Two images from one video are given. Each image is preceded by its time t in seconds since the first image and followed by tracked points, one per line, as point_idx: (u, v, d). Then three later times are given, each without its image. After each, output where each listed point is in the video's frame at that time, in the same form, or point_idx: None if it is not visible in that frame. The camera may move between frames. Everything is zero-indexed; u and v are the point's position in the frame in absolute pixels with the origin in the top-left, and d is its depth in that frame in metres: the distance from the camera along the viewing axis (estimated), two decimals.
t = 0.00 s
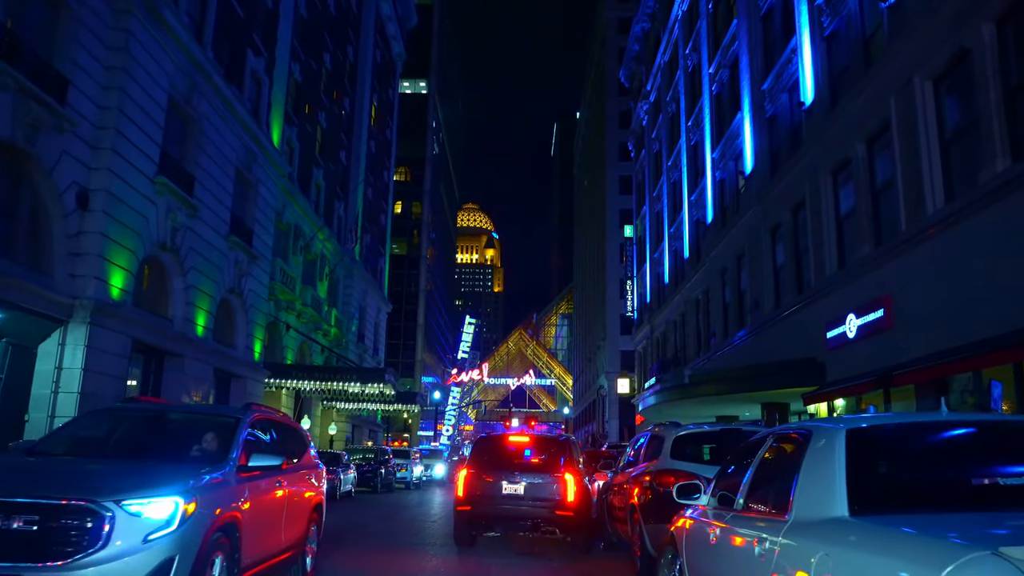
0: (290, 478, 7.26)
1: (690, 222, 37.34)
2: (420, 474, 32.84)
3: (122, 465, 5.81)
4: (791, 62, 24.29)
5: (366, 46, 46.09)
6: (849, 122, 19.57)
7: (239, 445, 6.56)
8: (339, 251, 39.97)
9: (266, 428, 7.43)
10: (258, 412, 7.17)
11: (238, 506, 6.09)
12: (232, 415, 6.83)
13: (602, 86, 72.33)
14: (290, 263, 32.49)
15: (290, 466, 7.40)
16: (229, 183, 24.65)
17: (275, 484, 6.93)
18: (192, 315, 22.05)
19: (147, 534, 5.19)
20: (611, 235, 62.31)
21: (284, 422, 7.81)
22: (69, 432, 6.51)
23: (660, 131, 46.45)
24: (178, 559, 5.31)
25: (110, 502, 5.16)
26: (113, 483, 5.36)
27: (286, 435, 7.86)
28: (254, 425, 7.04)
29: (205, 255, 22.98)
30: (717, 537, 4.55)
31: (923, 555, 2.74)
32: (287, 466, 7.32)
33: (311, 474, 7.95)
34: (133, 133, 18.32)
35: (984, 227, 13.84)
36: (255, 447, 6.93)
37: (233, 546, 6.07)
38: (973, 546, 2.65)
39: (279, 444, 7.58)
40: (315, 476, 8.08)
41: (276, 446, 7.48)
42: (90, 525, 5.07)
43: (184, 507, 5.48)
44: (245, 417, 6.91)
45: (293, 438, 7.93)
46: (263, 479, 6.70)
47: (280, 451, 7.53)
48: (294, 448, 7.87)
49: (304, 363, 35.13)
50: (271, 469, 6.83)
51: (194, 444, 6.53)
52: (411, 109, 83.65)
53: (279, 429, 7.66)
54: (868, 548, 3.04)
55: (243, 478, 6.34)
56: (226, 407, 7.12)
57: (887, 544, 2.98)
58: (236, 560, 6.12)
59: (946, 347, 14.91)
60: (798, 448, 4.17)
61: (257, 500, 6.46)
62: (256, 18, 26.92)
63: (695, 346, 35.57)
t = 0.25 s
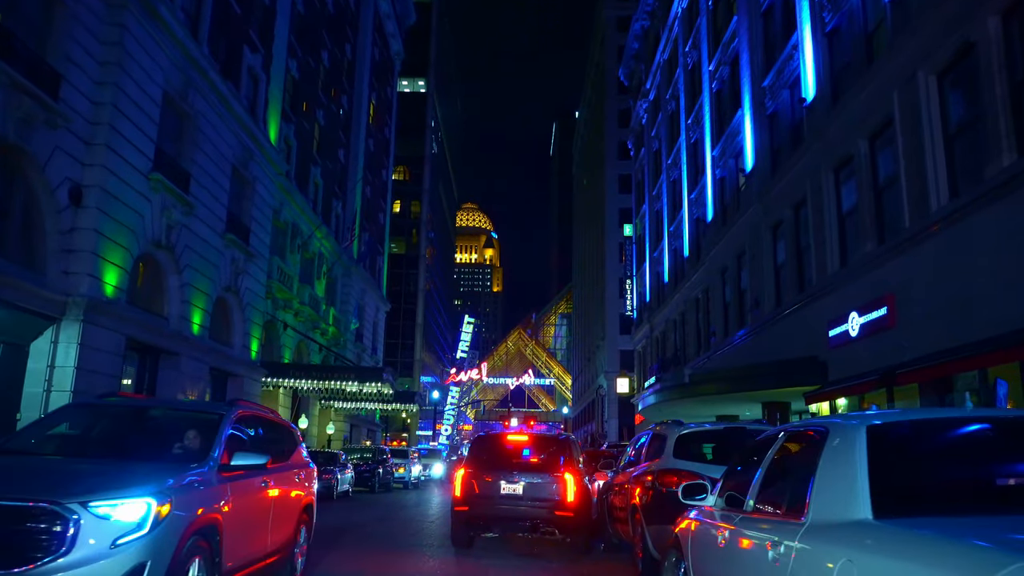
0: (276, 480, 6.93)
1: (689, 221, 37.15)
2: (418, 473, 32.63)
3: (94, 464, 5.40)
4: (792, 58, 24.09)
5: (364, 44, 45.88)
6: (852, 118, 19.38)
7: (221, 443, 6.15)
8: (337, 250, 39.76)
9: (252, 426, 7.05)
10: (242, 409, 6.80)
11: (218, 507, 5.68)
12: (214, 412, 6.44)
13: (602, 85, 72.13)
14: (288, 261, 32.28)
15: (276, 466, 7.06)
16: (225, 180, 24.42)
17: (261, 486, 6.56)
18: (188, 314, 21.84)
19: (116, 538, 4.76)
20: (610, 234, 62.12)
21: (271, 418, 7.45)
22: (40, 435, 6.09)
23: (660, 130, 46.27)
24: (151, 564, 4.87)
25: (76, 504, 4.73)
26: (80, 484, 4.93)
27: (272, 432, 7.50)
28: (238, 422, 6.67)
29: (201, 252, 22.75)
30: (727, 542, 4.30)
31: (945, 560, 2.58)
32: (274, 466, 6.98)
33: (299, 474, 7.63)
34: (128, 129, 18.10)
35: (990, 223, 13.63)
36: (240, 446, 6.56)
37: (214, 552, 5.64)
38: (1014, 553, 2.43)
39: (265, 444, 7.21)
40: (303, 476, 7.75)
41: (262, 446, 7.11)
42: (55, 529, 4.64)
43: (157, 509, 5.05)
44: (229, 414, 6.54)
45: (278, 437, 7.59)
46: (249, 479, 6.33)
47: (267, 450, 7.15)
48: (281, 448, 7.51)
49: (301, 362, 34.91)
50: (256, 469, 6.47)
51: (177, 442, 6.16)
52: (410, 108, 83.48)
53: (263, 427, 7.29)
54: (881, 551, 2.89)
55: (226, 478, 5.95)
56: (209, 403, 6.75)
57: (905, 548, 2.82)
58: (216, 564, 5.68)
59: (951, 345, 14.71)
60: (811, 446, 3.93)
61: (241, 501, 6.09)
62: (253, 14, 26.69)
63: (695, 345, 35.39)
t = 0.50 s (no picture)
0: (265, 479, 6.70)
1: (690, 219, 36.93)
2: (417, 473, 32.42)
3: (69, 464, 5.15)
4: (795, 54, 23.87)
5: (363, 42, 45.64)
6: (855, 114, 19.16)
7: (205, 442, 5.90)
8: (335, 248, 39.54)
9: (240, 423, 6.77)
10: (227, 406, 6.51)
11: (200, 511, 5.43)
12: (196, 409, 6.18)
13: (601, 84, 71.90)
14: (285, 260, 32.06)
15: (265, 465, 6.83)
16: (222, 177, 24.19)
17: (248, 486, 6.31)
18: (184, 312, 21.63)
19: (83, 544, 4.49)
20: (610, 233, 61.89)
21: (259, 416, 7.18)
22: (13, 436, 5.81)
23: (660, 128, 46.03)
24: (123, 571, 4.59)
25: (41, 507, 4.47)
26: (50, 487, 4.68)
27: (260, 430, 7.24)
28: (223, 420, 6.38)
29: (197, 250, 22.52)
30: (740, 548, 4.07)
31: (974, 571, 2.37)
32: (262, 466, 6.75)
33: (290, 473, 7.41)
34: (122, 124, 17.86)
35: (997, 219, 13.41)
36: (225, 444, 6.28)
37: (193, 557, 5.37)
38: None
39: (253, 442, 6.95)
40: (294, 476, 7.53)
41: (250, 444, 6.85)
42: (16, 534, 4.37)
43: (131, 512, 4.77)
44: (213, 412, 6.25)
45: (266, 433, 7.35)
46: (235, 480, 6.09)
47: (255, 448, 6.89)
48: (270, 447, 7.26)
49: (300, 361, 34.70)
50: (242, 469, 6.22)
51: (158, 441, 5.89)
52: (409, 106, 83.30)
53: (251, 424, 7.02)
54: (896, 557, 2.71)
55: (208, 479, 5.69)
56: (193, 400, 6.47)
57: (924, 556, 2.61)
58: (197, 570, 5.42)
59: (956, 343, 14.50)
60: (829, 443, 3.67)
61: (227, 503, 5.85)
62: (250, 10, 26.45)
63: (696, 343, 35.19)
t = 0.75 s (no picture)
0: (252, 479, 6.45)
1: (691, 217, 36.70)
2: (416, 473, 32.21)
3: (40, 464, 4.88)
4: (797, 50, 23.63)
5: (362, 39, 45.39)
6: (859, 109, 18.92)
7: (187, 439, 5.64)
8: (334, 246, 39.32)
9: (225, 419, 6.51)
10: (211, 401, 6.25)
11: (179, 512, 5.13)
12: (179, 404, 5.93)
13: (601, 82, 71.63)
14: (283, 258, 31.82)
15: (252, 464, 6.58)
16: (218, 173, 23.95)
17: (234, 486, 6.06)
18: (180, 309, 21.40)
19: (46, 551, 4.17)
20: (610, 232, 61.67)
21: (247, 413, 6.94)
22: None
23: (660, 126, 45.82)
24: None
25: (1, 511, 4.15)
26: (14, 488, 4.37)
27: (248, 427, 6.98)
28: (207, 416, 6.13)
29: (194, 247, 22.30)
30: (753, 553, 3.84)
31: None
32: (248, 465, 6.50)
33: (279, 473, 7.17)
34: (116, 119, 17.62)
35: (1004, 213, 13.18)
36: (208, 442, 6.03)
37: (172, 562, 5.08)
38: None
39: (240, 441, 6.70)
40: (284, 475, 7.30)
41: (236, 443, 6.58)
42: None
43: (99, 515, 4.44)
44: (196, 407, 5.99)
45: (253, 430, 7.11)
46: (219, 479, 5.82)
47: (242, 448, 6.63)
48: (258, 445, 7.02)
49: (298, 359, 34.46)
50: (226, 468, 5.96)
51: (139, 439, 5.64)
52: (408, 105, 83.08)
53: (238, 421, 6.77)
54: (921, 562, 2.53)
55: (189, 479, 5.42)
56: (175, 396, 6.21)
57: (954, 562, 2.43)
58: None
59: (963, 341, 14.27)
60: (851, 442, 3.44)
61: (209, 504, 5.59)
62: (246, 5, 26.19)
63: (696, 342, 34.98)
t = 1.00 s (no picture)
0: (239, 479, 6.24)
1: (692, 216, 36.50)
2: (415, 472, 31.99)
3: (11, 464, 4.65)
4: (799, 45, 23.42)
5: (361, 36, 45.17)
6: (862, 104, 18.70)
7: (167, 437, 5.41)
8: (332, 245, 39.10)
9: (211, 415, 6.30)
10: (196, 398, 6.03)
11: (158, 515, 4.88)
12: (161, 401, 5.70)
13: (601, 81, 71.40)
14: (281, 256, 31.59)
15: (239, 464, 6.36)
16: (215, 170, 23.72)
17: (219, 487, 5.84)
18: (176, 307, 21.18)
19: (8, 557, 3.93)
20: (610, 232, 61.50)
21: (234, 410, 6.72)
22: None
23: (660, 124, 45.61)
24: None
25: None
26: None
27: (236, 425, 6.78)
28: (191, 414, 5.90)
29: (190, 244, 22.09)
30: (766, 559, 3.61)
31: None
32: (235, 465, 6.28)
33: (269, 473, 6.95)
34: (111, 114, 17.41)
35: (1012, 208, 12.96)
36: (193, 440, 5.81)
37: (149, 568, 4.83)
38: None
39: (229, 440, 6.49)
40: (274, 476, 7.09)
41: (223, 441, 6.36)
42: None
43: (67, 519, 4.17)
44: (179, 404, 5.78)
45: (242, 427, 6.90)
46: (202, 479, 5.60)
47: (229, 448, 6.41)
48: (247, 444, 6.81)
49: (296, 358, 34.24)
50: (210, 468, 5.75)
51: (121, 438, 5.44)
52: (407, 103, 82.87)
53: (225, 419, 6.56)
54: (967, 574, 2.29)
55: (169, 479, 5.19)
56: (158, 392, 6.01)
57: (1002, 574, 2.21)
58: None
59: (970, 338, 14.04)
60: (876, 439, 3.21)
61: (191, 506, 5.35)
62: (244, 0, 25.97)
63: (697, 341, 34.78)
